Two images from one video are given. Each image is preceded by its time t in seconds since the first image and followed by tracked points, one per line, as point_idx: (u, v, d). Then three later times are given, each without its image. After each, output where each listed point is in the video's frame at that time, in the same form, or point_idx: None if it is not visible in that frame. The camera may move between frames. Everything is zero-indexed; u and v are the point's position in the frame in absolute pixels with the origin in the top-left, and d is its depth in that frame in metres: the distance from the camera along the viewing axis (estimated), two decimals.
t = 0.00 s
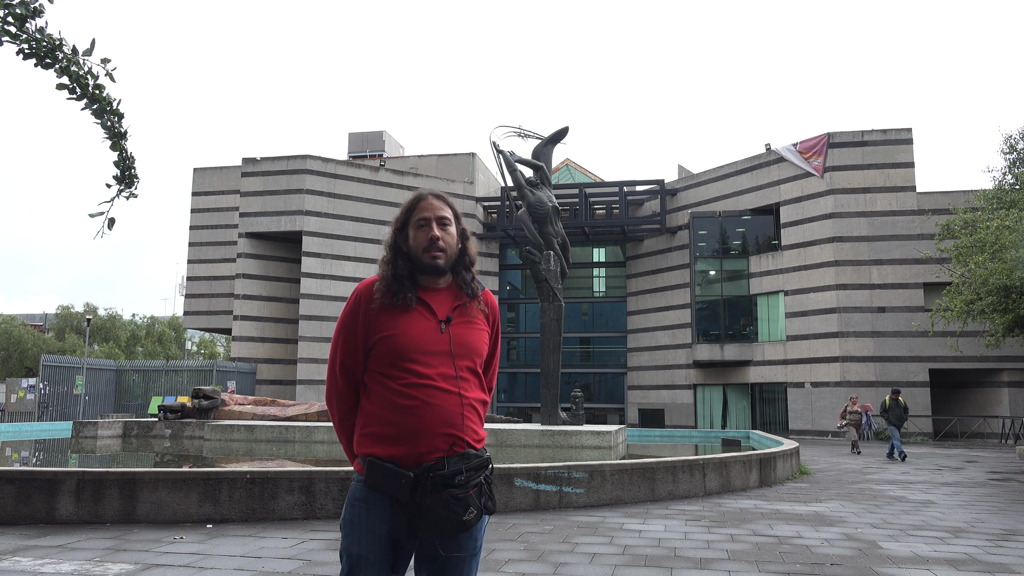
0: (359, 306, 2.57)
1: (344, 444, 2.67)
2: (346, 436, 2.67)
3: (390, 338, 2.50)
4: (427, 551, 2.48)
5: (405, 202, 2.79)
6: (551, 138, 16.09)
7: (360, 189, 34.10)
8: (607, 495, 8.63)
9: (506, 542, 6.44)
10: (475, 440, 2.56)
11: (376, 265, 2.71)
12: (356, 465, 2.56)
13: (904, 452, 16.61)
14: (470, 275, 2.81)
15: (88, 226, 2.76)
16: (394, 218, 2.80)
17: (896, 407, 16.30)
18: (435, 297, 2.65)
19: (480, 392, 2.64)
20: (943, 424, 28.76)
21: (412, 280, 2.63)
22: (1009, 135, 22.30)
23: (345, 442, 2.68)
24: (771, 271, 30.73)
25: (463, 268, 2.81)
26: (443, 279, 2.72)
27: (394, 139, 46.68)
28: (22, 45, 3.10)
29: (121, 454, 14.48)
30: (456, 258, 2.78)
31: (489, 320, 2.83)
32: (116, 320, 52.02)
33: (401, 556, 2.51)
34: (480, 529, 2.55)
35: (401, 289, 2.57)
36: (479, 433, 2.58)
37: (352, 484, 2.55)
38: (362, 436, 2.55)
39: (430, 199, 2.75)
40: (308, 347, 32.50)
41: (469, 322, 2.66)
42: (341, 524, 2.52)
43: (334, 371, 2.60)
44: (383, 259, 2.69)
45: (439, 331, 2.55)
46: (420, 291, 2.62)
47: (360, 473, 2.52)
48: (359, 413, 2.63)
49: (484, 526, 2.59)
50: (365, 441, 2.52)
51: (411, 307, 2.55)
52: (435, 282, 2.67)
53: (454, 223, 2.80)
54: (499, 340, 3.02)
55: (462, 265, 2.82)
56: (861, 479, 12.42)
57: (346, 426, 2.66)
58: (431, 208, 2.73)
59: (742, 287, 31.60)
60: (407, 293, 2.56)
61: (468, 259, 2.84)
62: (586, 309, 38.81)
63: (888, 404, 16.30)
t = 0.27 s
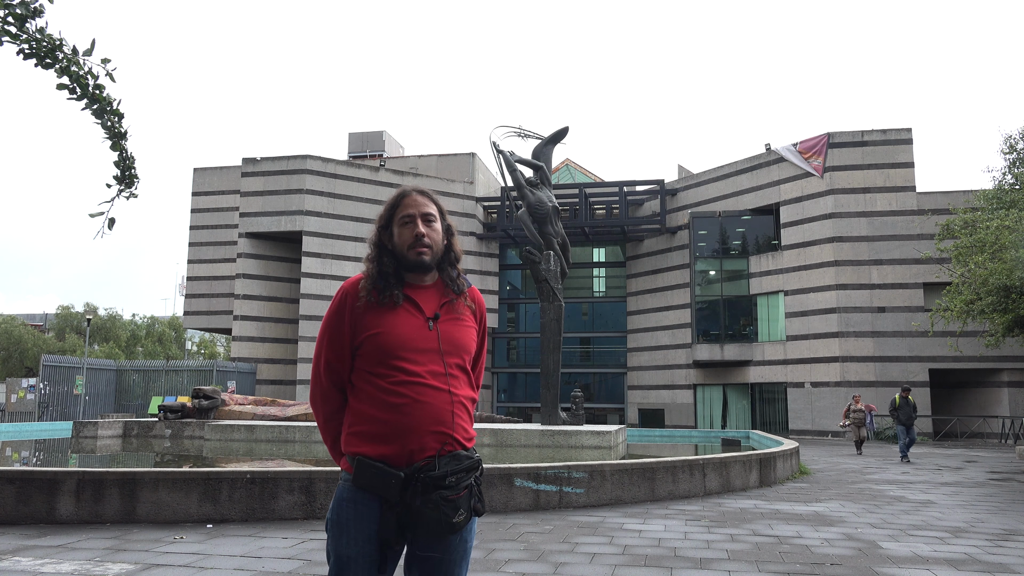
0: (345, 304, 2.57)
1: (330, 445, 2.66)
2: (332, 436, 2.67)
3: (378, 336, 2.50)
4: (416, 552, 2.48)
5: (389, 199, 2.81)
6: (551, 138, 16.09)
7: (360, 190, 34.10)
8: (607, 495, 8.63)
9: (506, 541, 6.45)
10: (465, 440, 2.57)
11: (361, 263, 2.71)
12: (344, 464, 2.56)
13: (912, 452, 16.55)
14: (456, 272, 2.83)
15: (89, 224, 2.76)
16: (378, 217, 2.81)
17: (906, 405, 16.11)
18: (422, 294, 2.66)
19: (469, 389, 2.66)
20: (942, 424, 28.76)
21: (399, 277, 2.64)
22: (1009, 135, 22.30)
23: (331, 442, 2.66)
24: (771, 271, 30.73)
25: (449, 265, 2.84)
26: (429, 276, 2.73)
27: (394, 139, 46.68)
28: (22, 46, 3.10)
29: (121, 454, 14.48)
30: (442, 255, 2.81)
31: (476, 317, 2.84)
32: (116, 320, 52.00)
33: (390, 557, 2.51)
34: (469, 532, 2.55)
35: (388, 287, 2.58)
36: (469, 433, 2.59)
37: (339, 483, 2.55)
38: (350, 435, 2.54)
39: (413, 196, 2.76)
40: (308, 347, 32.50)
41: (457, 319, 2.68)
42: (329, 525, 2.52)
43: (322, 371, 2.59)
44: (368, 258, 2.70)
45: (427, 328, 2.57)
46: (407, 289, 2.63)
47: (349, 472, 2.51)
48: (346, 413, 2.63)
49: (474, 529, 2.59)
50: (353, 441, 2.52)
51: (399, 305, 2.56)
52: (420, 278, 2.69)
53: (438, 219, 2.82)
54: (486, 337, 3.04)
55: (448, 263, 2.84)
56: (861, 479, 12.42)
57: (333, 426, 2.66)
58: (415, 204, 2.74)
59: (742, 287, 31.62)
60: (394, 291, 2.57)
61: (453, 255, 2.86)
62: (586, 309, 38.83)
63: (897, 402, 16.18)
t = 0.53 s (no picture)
0: (335, 303, 2.56)
1: (318, 445, 2.65)
2: (320, 436, 2.66)
3: (369, 335, 2.49)
4: (406, 554, 2.47)
5: (374, 196, 2.80)
6: (551, 138, 16.09)
7: (360, 190, 34.09)
8: (607, 495, 8.63)
9: (506, 542, 6.45)
10: (456, 441, 2.57)
11: (349, 262, 2.70)
12: (333, 464, 2.55)
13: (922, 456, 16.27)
14: (445, 268, 2.83)
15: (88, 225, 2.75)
16: (364, 214, 2.80)
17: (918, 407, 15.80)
18: (412, 292, 2.66)
19: (460, 388, 2.65)
20: (942, 424, 28.78)
21: (387, 275, 2.64)
22: (1008, 135, 22.26)
23: (319, 442, 2.65)
24: (771, 271, 30.72)
25: (438, 261, 2.83)
26: (418, 273, 2.73)
27: (394, 139, 46.69)
28: (22, 46, 3.10)
29: (121, 454, 14.48)
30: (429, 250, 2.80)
31: (466, 314, 2.85)
32: (116, 320, 51.96)
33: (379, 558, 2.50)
34: (460, 533, 2.54)
35: (377, 285, 2.57)
36: (459, 433, 2.58)
37: (328, 483, 2.54)
38: (339, 435, 2.53)
39: (400, 192, 2.75)
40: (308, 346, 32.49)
41: (447, 316, 2.68)
42: (318, 525, 2.51)
43: (311, 371, 2.58)
44: (356, 255, 2.68)
45: (418, 327, 2.56)
46: (397, 287, 2.62)
47: (339, 472, 2.50)
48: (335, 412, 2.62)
49: (464, 531, 2.58)
50: (343, 441, 2.50)
51: (389, 302, 2.55)
52: (410, 276, 2.68)
53: (424, 214, 2.82)
54: (476, 334, 3.03)
55: (436, 259, 2.84)
56: (861, 479, 12.42)
57: (321, 425, 2.65)
58: (402, 200, 2.73)
59: (742, 287, 31.61)
60: (384, 288, 2.56)
61: (442, 251, 2.86)
62: (586, 309, 38.83)
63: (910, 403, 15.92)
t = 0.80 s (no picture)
0: (326, 303, 2.55)
1: (310, 447, 2.64)
2: (311, 437, 2.65)
3: (361, 335, 2.49)
4: (402, 556, 2.46)
5: (365, 194, 2.79)
6: (551, 138, 16.09)
7: (360, 190, 34.08)
8: (607, 495, 8.62)
9: (506, 541, 6.45)
10: (451, 442, 2.57)
11: (339, 262, 2.69)
12: (325, 465, 2.54)
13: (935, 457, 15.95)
14: (437, 265, 2.83)
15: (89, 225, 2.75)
16: (354, 213, 2.79)
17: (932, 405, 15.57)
18: (405, 291, 2.66)
19: (454, 388, 2.66)
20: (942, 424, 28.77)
21: (379, 273, 2.64)
22: (1008, 134, 22.23)
23: (311, 444, 2.65)
24: (771, 271, 30.72)
25: (429, 259, 2.84)
26: (410, 272, 2.73)
27: (394, 139, 46.68)
28: (22, 46, 3.10)
29: (121, 454, 14.49)
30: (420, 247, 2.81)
31: (458, 313, 2.85)
32: (116, 320, 51.92)
33: (373, 558, 2.50)
34: (454, 535, 2.54)
35: (369, 284, 2.57)
36: (454, 434, 2.59)
37: (321, 484, 2.53)
38: (331, 435, 2.52)
39: (389, 189, 2.76)
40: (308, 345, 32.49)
41: (439, 315, 2.69)
42: (312, 526, 2.50)
43: (303, 371, 2.57)
44: (347, 255, 2.68)
45: (411, 326, 2.56)
46: (390, 287, 2.62)
47: (332, 472, 2.49)
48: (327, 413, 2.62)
49: (459, 533, 2.58)
50: (336, 441, 2.50)
51: (381, 301, 2.56)
52: (401, 275, 2.69)
53: (414, 210, 2.82)
54: (467, 333, 3.04)
55: (427, 257, 2.85)
56: (861, 479, 12.43)
57: (313, 427, 2.64)
58: (392, 197, 2.73)
59: (742, 287, 31.60)
60: (376, 287, 2.57)
61: (432, 249, 2.87)
62: (586, 308, 38.83)
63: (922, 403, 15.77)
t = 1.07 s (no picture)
0: (322, 302, 2.55)
1: (306, 447, 2.64)
2: (308, 437, 2.65)
3: (357, 334, 2.49)
4: (402, 554, 2.46)
5: (363, 193, 2.78)
6: (551, 138, 16.09)
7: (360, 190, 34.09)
8: (607, 495, 8.62)
9: (506, 542, 6.44)
10: (449, 439, 2.57)
11: (336, 261, 2.69)
12: (323, 465, 2.53)
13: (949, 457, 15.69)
14: (433, 266, 2.84)
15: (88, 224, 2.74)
16: (351, 211, 2.78)
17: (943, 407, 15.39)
18: (401, 290, 2.67)
19: (450, 386, 2.66)
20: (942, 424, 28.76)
21: (376, 274, 2.64)
22: (1008, 134, 22.21)
23: (307, 444, 2.64)
24: (771, 271, 30.73)
25: (426, 259, 2.85)
26: (407, 272, 2.74)
27: (394, 139, 46.68)
28: (21, 46, 3.09)
29: (121, 454, 14.48)
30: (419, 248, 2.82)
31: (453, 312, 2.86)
32: (116, 320, 51.89)
33: (374, 557, 2.50)
34: (454, 533, 2.54)
35: (366, 284, 2.57)
36: (451, 431, 2.59)
37: (319, 484, 2.53)
38: (329, 435, 2.52)
39: (389, 188, 2.76)
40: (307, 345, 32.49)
41: (436, 314, 2.70)
42: (311, 527, 2.50)
43: (300, 371, 2.57)
44: (345, 254, 2.68)
45: (408, 325, 2.56)
46: (386, 286, 2.62)
47: (331, 472, 2.49)
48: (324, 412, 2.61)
49: (459, 531, 2.58)
50: (334, 440, 2.50)
51: (378, 301, 2.56)
52: (399, 275, 2.69)
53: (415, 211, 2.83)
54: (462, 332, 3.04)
55: (425, 257, 2.85)
56: (861, 479, 12.43)
57: (309, 427, 2.64)
58: (392, 196, 2.74)
59: (742, 287, 31.60)
60: (373, 287, 2.57)
61: (429, 248, 2.88)
62: (586, 308, 38.83)
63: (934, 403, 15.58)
